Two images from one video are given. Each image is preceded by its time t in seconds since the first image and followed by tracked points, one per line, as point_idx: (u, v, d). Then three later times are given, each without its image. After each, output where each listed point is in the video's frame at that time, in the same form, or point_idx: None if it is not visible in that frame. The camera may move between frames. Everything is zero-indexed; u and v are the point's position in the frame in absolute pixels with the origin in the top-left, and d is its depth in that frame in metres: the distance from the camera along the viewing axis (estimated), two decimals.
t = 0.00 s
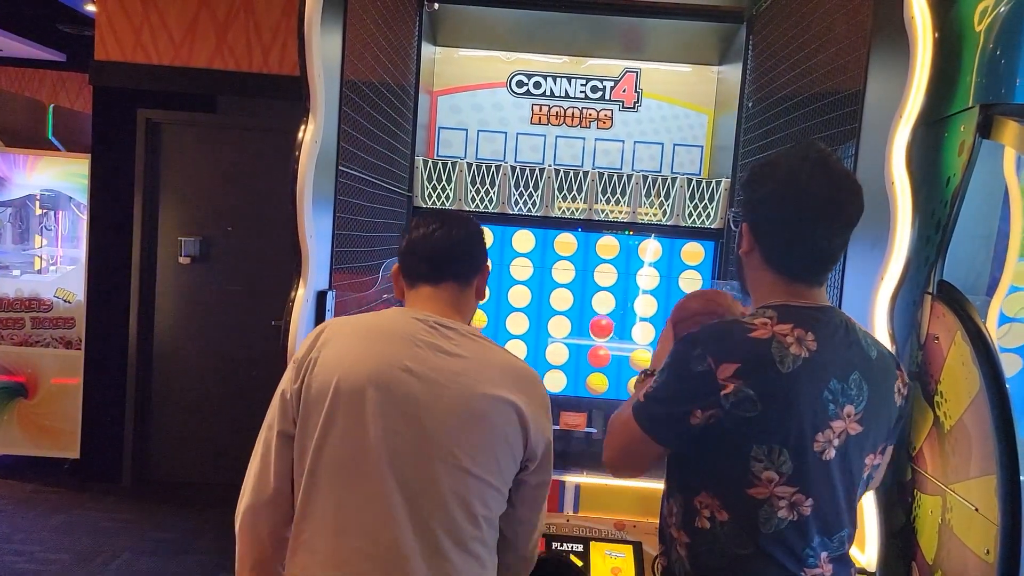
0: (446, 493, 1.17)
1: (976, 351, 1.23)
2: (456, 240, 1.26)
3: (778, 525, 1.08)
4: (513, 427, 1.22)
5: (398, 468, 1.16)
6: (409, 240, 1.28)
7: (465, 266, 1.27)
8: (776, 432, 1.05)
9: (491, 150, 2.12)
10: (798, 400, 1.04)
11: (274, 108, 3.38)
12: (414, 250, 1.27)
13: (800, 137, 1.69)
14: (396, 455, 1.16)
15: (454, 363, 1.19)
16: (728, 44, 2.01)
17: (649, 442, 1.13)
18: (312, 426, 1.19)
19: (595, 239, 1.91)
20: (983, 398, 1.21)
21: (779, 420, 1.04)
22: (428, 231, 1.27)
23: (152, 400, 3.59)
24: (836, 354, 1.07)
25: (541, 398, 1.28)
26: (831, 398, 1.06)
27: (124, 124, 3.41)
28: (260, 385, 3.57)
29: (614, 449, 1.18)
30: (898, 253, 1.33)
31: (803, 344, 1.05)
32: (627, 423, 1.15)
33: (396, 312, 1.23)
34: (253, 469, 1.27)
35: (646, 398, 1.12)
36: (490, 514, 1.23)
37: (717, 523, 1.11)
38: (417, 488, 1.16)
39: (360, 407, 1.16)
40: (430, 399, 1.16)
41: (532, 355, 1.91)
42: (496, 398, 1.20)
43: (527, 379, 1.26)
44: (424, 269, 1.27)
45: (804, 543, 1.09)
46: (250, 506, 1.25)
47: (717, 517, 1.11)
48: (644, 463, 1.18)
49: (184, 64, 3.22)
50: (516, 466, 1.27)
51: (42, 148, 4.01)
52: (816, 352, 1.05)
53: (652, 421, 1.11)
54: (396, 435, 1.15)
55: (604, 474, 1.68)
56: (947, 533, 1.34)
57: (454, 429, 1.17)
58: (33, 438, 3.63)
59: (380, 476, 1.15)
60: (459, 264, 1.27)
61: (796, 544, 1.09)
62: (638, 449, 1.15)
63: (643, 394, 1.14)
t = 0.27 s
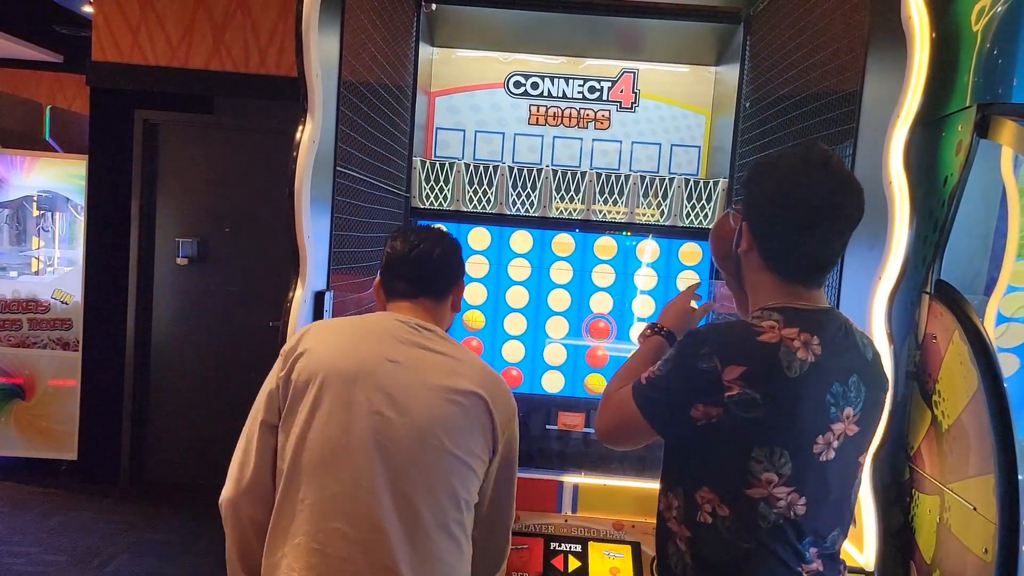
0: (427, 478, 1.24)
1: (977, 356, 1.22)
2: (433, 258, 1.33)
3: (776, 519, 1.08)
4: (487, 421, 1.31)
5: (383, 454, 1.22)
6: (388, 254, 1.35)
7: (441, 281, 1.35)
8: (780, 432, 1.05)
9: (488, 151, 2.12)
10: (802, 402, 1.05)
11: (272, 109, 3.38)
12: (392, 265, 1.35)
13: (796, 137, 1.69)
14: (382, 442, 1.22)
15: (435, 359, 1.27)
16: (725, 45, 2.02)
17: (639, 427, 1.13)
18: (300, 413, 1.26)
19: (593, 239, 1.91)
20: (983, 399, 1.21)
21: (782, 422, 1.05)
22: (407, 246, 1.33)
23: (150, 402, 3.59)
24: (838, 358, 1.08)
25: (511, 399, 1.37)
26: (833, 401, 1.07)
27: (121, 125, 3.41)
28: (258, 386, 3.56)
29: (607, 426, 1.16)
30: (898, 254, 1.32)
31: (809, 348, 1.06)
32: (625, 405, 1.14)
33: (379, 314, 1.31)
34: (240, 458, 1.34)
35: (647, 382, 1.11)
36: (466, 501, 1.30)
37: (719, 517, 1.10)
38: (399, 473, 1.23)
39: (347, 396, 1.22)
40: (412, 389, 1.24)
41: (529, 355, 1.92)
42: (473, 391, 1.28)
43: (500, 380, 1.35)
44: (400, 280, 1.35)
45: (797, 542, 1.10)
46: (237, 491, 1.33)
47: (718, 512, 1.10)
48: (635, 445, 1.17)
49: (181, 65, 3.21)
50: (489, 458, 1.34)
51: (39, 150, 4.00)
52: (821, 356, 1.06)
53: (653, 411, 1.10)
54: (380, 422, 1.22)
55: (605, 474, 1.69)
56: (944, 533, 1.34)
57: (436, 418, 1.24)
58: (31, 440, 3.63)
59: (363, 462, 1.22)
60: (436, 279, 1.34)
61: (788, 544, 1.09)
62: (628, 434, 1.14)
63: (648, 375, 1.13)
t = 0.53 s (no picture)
0: (405, 472, 1.25)
1: (973, 351, 1.23)
2: (425, 303, 1.40)
3: (795, 532, 1.11)
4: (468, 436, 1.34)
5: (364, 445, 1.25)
6: (382, 299, 1.42)
7: (432, 323, 1.42)
8: (804, 446, 1.08)
9: (485, 151, 2.12)
10: (821, 414, 1.08)
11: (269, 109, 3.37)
12: (385, 311, 1.42)
13: (794, 136, 1.69)
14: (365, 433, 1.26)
15: (422, 371, 1.35)
16: (722, 44, 2.02)
17: (658, 455, 1.08)
18: (288, 409, 1.31)
19: (590, 238, 1.90)
20: (978, 395, 1.21)
21: (806, 436, 1.08)
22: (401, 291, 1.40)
23: (147, 403, 3.59)
24: (843, 364, 1.12)
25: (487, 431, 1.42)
26: (843, 408, 1.11)
27: (118, 125, 3.41)
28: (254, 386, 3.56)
29: (625, 456, 1.10)
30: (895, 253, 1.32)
31: (822, 359, 1.08)
32: (641, 433, 1.09)
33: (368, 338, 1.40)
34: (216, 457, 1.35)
35: (665, 409, 1.07)
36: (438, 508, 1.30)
37: (736, 533, 1.10)
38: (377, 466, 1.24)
39: (335, 390, 1.28)
40: (397, 389, 1.30)
41: (526, 355, 1.90)
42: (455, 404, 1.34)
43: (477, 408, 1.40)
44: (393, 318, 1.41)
45: (803, 551, 1.13)
46: (210, 484, 1.32)
47: (736, 528, 1.10)
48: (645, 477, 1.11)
49: (177, 65, 3.21)
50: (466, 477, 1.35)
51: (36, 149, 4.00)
52: (832, 365, 1.10)
53: (673, 437, 1.06)
54: (363, 415, 1.27)
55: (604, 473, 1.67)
56: (941, 531, 1.34)
57: (418, 417, 1.29)
58: (27, 440, 3.62)
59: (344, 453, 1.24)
60: (428, 321, 1.41)
61: (799, 553, 1.13)
62: (648, 462, 1.09)
63: (662, 402, 1.08)
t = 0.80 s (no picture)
0: (397, 470, 1.25)
1: (973, 349, 1.23)
2: (421, 321, 1.40)
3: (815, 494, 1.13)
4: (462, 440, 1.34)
5: (356, 443, 1.25)
6: (380, 314, 1.42)
7: (430, 339, 1.42)
8: (825, 413, 1.10)
9: (484, 152, 2.12)
10: (839, 382, 1.11)
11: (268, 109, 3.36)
12: (383, 327, 1.42)
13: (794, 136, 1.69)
14: (357, 432, 1.26)
15: (417, 376, 1.36)
16: (721, 46, 2.02)
17: (687, 429, 1.06)
18: (282, 410, 1.31)
19: (589, 238, 1.89)
20: (979, 396, 1.21)
21: (827, 405, 1.10)
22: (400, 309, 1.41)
23: (147, 403, 3.59)
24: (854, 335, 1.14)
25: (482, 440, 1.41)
26: (853, 375, 1.15)
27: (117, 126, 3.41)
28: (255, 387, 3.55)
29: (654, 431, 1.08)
30: (897, 253, 1.32)
31: (837, 330, 1.10)
32: (668, 407, 1.06)
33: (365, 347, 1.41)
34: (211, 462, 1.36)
35: (692, 384, 1.05)
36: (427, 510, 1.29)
37: (761, 500, 1.11)
38: (367, 464, 1.24)
39: (329, 390, 1.29)
40: (390, 391, 1.30)
41: (526, 356, 1.89)
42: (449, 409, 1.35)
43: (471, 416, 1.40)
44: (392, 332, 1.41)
45: (817, 511, 1.16)
46: (204, 485, 1.32)
47: (761, 495, 1.11)
48: (673, 452, 1.09)
49: (177, 66, 3.21)
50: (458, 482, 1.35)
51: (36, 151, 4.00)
52: (845, 336, 1.12)
53: (701, 411, 1.04)
54: (356, 414, 1.27)
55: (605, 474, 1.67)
56: (941, 531, 1.34)
57: (411, 417, 1.29)
58: (27, 442, 3.62)
59: (336, 450, 1.24)
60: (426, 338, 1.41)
61: (815, 511, 1.15)
62: (678, 436, 1.07)
63: (688, 376, 1.06)
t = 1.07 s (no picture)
0: (392, 470, 1.25)
1: (979, 352, 1.23)
2: (422, 317, 1.39)
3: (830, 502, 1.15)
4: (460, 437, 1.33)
5: (351, 443, 1.25)
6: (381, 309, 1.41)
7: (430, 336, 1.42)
8: (842, 424, 1.11)
9: (487, 153, 2.12)
10: (855, 393, 1.11)
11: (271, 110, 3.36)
12: (383, 321, 1.41)
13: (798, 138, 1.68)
14: (352, 431, 1.26)
15: (415, 372, 1.35)
16: (723, 48, 2.02)
17: (710, 446, 1.06)
18: (279, 409, 1.31)
19: (592, 240, 1.88)
20: (984, 397, 1.21)
21: (842, 414, 1.10)
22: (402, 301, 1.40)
23: (150, 404, 3.60)
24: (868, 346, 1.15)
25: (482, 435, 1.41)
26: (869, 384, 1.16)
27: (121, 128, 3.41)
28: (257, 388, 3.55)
29: (678, 450, 1.08)
30: (901, 256, 1.31)
31: (851, 340, 1.11)
32: (691, 425, 1.06)
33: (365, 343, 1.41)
34: (213, 458, 1.36)
35: (710, 400, 1.06)
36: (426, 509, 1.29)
37: (775, 508, 1.13)
38: (361, 464, 1.24)
39: (325, 388, 1.29)
40: (387, 388, 1.30)
41: (528, 357, 1.89)
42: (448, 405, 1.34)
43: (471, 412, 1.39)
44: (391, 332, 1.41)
45: (829, 517, 1.17)
46: (204, 485, 1.33)
47: (774, 503, 1.13)
48: (696, 470, 1.09)
49: (181, 67, 3.22)
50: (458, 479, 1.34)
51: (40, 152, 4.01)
52: (858, 347, 1.12)
53: (721, 425, 1.05)
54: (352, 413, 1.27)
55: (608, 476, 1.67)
56: (946, 535, 1.34)
57: (408, 415, 1.28)
58: (30, 441, 3.63)
59: (332, 450, 1.24)
60: (425, 334, 1.40)
61: (828, 518, 1.17)
62: (700, 453, 1.07)
63: (707, 393, 1.07)
